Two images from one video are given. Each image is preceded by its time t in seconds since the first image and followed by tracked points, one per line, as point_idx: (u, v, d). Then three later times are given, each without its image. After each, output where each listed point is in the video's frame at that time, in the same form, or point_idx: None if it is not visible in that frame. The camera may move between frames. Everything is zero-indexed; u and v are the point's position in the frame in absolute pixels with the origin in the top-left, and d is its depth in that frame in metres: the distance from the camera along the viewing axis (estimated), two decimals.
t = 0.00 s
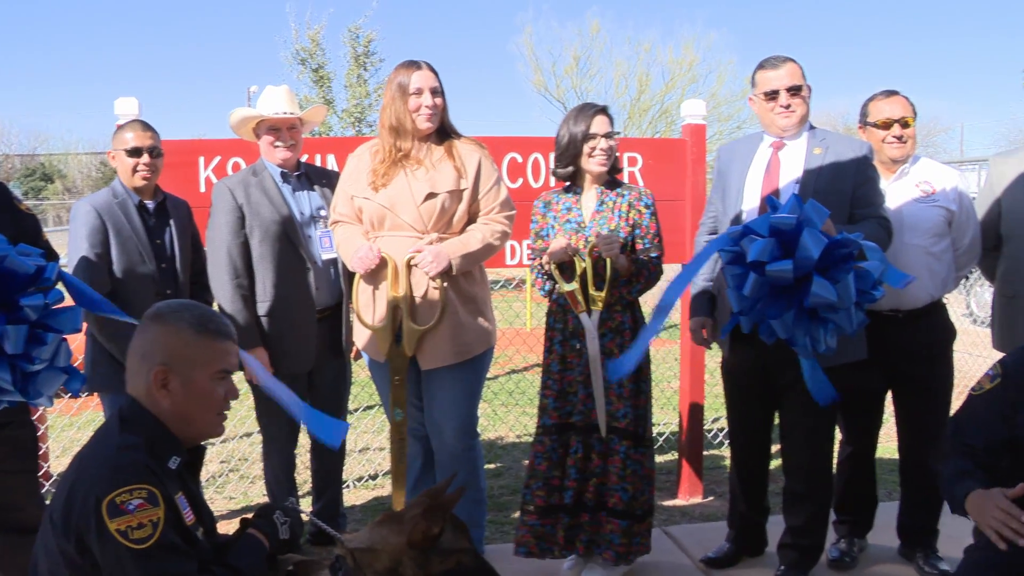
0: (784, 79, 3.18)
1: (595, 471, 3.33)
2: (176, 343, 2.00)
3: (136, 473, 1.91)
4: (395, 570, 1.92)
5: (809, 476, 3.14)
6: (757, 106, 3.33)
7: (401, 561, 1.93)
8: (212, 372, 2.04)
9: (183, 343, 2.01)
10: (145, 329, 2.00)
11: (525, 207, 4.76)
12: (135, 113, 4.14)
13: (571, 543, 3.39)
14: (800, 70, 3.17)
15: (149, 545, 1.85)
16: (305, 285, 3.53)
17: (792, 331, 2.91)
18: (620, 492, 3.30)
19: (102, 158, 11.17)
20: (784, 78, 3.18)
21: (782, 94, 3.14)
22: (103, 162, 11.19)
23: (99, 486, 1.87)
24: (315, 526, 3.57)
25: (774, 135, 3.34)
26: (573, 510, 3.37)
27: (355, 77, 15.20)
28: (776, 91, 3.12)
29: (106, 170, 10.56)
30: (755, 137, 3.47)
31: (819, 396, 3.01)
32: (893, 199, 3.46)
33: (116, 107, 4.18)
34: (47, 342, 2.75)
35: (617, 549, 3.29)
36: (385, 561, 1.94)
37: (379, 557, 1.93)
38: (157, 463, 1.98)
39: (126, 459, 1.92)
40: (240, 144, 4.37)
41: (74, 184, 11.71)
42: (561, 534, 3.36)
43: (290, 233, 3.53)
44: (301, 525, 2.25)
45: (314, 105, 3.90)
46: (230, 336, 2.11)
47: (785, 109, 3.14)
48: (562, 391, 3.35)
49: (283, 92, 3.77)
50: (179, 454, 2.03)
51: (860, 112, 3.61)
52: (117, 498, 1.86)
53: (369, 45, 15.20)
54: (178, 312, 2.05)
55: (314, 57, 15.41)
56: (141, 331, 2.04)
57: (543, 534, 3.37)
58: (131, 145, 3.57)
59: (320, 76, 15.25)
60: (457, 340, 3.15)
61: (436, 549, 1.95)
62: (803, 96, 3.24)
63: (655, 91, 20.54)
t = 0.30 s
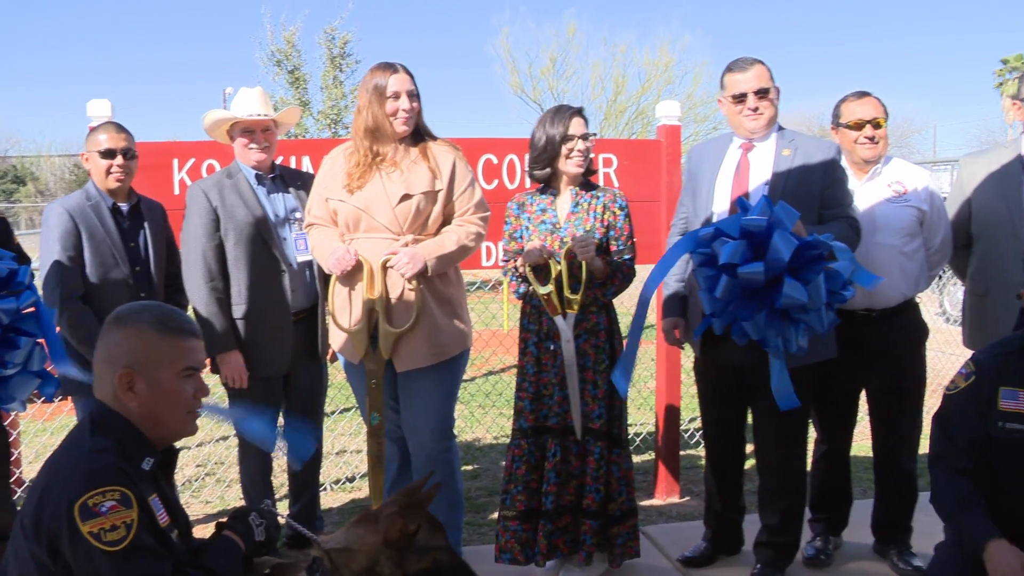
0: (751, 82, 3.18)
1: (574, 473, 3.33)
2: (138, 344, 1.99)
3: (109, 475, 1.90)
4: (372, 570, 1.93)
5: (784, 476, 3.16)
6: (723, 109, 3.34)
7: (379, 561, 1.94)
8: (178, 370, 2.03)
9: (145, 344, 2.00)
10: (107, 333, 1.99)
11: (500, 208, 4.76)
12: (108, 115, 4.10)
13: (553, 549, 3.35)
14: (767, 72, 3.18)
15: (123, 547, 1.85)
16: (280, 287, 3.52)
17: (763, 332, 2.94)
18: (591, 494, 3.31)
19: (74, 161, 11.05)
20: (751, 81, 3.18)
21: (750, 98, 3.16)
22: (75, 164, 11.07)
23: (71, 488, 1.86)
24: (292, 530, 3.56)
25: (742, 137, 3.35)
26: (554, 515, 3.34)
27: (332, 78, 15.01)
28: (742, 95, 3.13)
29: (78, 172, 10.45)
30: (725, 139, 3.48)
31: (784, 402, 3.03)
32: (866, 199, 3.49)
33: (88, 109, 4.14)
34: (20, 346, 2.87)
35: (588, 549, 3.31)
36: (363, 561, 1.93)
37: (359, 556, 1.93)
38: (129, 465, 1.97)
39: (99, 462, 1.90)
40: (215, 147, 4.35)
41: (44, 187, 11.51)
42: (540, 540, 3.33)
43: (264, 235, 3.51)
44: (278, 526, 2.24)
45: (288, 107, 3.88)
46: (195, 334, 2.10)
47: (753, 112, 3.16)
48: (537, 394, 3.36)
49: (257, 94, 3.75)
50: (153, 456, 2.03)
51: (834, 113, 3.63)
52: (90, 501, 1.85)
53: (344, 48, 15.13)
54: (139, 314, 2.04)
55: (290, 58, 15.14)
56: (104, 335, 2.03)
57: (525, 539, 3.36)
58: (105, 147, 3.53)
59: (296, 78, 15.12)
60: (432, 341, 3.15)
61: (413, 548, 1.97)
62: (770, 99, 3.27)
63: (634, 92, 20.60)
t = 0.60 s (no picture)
0: (716, 84, 3.19)
1: (557, 475, 3.35)
2: (99, 348, 1.98)
3: (78, 480, 1.88)
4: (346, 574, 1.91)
5: (758, 475, 3.18)
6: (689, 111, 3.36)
7: (352, 565, 1.92)
8: (141, 372, 2.01)
9: (106, 347, 1.99)
10: (70, 337, 1.98)
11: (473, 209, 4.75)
12: (79, 118, 4.07)
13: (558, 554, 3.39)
14: (731, 74, 3.17)
15: (92, 553, 1.83)
16: (253, 291, 3.50)
17: (733, 330, 2.97)
18: (579, 495, 3.33)
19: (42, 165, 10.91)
20: (715, 84, 3.19)
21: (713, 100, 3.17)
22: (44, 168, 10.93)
23: (39, 494, 1.84)
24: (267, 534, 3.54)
25: (708, 139, 3.38)
26: (548, 517, 3.35)
27: (306, 80, 14.98)
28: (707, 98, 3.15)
29: (46, 176, 10.32)
30: (693, 139, 3.50)
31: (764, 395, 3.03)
32: (836, 199, 3.52)
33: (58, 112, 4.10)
34: None
35: (585, 552, 3.34)
36: (336, 565, 1.91)
37: (332, 559, 1.90)
38: (99, 469, 1.96)
39: (67, 467, 1.89)
40: (187, 150, 4.32)
41: (14, 190, 11.36)
42: (539, 542, 3.34)
43: (237, 237, 3.49)
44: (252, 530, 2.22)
45: (261, 110, 3.87)
46: (160, 335, 2.08)
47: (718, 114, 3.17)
48: (517, 394, 3.36)
49: (229, 97, 3.73)
50: (122, 460, 2.01)
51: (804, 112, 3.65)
52: (58, 507, 1.83)
53: (318, 49, 15.04)
54: (100, 317, 2.03)
55: (263, 60, 15.01)
56: (66, 339, 2.02)
57: (523, 542, 3.37)
58: (75, 149, 3.48)
59: (269, 80, 15.00)
60: (405, 343, 3.15)
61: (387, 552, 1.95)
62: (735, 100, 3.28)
63: (612, 93, 20.66)
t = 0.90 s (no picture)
0: (683, 89, 3.21)
1: (534, 473, 3.35)
2: (64, 350, 1.96)
3: (43, 485, 1.86)
4: None
5: (727, 475, 3.21)
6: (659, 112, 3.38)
7: (320, 568, 1.91)
8: (107, 374, 2.00)
9: (72, 349, 1.97)
10: (34, 339, 1.96)
11: (445, 211, 4.75)
12: (46, 117, 4.02)
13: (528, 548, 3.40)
14: (697, 79, 3.18)
15: (56, 560, 1.82)
16: (224, 292, 3.47)
17: (698, 330, 2.99)
18: (560, 495, 3.33)
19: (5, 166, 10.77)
20: (682, 87, 3.21)
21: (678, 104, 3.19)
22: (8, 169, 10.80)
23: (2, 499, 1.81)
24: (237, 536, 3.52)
25: (675, 140, 3.39)
26: (523, 513, 3.37)
27: (278, 80, 14.91)
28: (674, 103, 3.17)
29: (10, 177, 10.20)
30: (661, 141, 3.52)
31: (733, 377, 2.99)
32: (806, 201, 3.55)
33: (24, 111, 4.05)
34: None
35: (571, 550, 3.35)
36: (304, 569, 1.90)
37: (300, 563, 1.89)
38: (63, 474, 1.94)
39: (31, 472, 1.87)
40: (157, 149, 4.29)
41: None
42: (514, 536, 3.36)
43: (207, 238, 3.47)
44: (217, 532, 2.21)
45: (233, 112, 3.87)
46: (127, 337, 2.07)
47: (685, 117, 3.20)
48: (493, 391, 3.35)
49: (201, 99, 3.72)
50: (88, 463, 2.00)
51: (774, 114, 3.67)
52: (20, 513, 1.81)
53: (290, 49, 14.94)
54: (66, 319, 2.01)
55: (235, 60, 14.91)
56: (31, 342, 2.00)
57: (502, 538, 3.38)
58: (42, 149, 3.44)
59: (241, 80, 14.89)
60: (376, 343, 3.15)
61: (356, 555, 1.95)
62: (702, 105, 3.30)
63: (589, 94, 20.73)
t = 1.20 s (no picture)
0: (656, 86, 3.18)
1: (501, 471, 3.33)
2: (25, 346, 1.95)
3: (7, 482, 1.82)
4: None
5: (700, 472, 3.22)
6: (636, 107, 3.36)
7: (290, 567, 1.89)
8: (68, 371, 1.98)
9: (32, 344, 1.96)
10: None
11: (420, 207, 4.74)
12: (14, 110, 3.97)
13: (493, 543, 3.37)
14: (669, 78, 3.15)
15: (17, 558, 1.79)
16: (198, 288, 3.45)
17: (667, 325, 3.02)
18: (529, 495, 3.31)
19: None
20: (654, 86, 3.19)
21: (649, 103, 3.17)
22: None
23: None
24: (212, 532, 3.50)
25: (649, 138, 3.41)
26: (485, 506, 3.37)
27: (253, 74, 14.82)
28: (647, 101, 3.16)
29: None
30: (635, 139, 3.53)
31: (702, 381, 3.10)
32: (779, 200, 3.57)
33: None
34: None
35: (543, 549, 3.32)
36: (273, 569, 1.87)
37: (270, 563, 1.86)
38: (28, 471, 1.92)
39: None
40: (129, 143, 4.26)
41: None
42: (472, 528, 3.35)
43: (181, 233, 3.44)
44: (190, 531, 2.18)
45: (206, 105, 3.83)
46: (90, 331, 2.05)
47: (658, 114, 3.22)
48: (464, 384, 3.37)
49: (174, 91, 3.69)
50: (52, 460, 1.98)
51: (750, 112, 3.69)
52: None
53: (266, 44, 14.85)
54: (27, 312, 1.99)
55: (210, 54, 14.81)
56: None
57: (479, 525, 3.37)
58: (10, 142, 3.40)
59: (216, 74, 14.76)
60: (349, 339, 3.13)
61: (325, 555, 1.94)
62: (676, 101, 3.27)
63: (570, 92, 20.76)
